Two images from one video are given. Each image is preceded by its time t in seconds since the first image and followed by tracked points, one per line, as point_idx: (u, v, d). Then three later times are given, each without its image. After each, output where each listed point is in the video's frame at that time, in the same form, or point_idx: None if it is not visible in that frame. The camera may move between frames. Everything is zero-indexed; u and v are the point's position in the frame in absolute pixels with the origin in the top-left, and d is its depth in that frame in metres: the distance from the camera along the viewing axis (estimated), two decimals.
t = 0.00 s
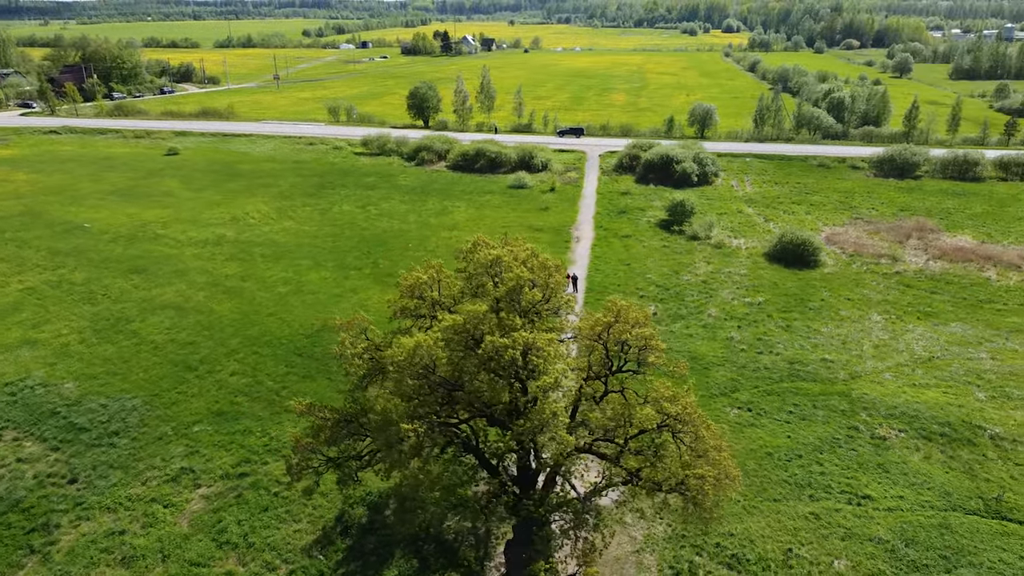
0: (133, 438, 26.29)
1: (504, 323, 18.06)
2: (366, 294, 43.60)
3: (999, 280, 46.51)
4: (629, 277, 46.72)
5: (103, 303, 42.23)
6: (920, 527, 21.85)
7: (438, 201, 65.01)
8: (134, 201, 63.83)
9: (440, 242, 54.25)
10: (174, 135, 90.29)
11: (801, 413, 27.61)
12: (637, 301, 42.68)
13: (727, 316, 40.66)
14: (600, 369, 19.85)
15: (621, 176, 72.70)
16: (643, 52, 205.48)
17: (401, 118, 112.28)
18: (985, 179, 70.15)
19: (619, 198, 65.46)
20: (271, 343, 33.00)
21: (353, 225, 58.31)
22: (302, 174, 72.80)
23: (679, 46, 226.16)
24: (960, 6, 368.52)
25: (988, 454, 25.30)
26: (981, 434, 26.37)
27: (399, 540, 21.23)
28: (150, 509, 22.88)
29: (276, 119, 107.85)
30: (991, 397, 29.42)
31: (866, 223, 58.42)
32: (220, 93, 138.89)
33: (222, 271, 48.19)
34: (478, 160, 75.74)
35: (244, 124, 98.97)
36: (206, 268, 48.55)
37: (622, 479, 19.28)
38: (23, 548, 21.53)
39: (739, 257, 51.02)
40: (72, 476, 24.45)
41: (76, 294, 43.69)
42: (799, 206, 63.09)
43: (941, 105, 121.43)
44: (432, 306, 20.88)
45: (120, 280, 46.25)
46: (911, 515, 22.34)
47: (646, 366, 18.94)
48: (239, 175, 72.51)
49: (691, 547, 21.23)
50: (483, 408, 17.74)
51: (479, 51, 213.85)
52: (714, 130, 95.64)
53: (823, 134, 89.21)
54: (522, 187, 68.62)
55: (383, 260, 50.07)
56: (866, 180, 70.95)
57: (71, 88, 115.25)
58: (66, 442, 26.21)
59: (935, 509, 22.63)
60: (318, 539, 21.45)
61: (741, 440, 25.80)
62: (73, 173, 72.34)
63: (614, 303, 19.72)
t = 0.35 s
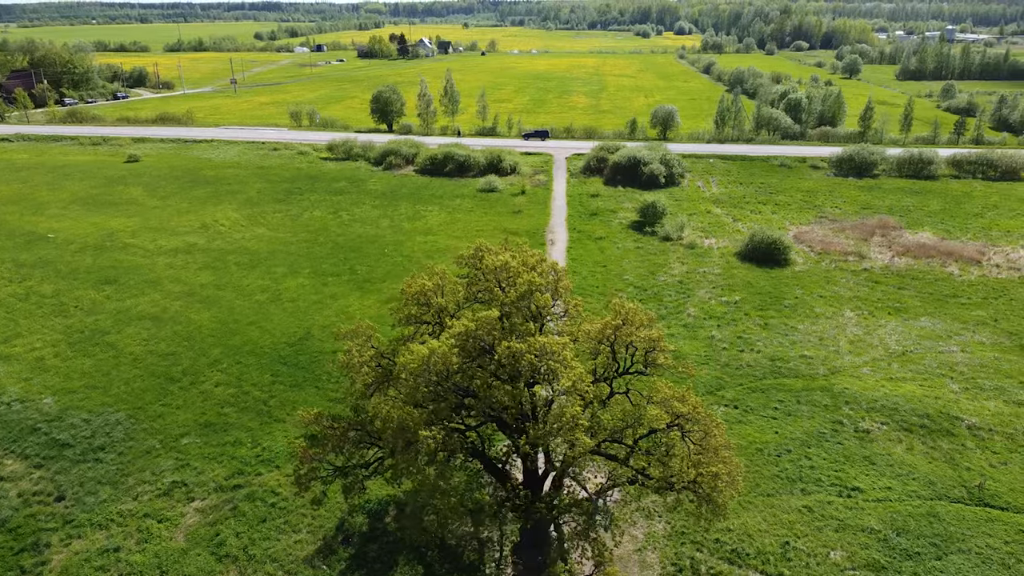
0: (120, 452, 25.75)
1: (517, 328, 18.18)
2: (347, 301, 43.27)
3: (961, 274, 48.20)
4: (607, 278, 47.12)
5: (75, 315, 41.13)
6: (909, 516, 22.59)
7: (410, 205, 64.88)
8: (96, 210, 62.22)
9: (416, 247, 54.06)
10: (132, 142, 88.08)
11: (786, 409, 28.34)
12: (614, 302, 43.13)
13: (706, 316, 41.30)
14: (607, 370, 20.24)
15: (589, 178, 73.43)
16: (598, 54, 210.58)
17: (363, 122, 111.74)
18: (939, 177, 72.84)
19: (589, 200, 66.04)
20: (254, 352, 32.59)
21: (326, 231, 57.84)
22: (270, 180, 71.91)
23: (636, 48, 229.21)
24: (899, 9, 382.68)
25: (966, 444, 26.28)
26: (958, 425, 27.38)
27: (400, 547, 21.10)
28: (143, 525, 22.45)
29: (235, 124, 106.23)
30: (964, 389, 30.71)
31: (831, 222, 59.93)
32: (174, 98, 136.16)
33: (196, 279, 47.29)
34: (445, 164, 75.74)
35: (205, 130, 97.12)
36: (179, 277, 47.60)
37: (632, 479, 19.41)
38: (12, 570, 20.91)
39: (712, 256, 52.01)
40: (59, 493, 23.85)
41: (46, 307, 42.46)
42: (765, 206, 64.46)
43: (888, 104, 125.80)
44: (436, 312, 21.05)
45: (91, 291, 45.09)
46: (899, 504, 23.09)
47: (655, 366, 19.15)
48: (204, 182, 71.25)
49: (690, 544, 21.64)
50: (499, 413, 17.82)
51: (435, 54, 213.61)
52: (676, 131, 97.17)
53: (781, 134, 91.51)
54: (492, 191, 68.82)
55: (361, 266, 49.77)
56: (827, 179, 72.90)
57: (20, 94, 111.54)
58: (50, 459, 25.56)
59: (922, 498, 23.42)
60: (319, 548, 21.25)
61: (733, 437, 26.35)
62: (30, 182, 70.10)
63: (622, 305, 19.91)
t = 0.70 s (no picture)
0: (106, 468, 25.16)
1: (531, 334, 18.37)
2: (328, 309, 42.92)
3: (923, 270, 49.93)
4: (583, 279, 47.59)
5: (46, 329, 39.96)
6: (897, 506, 23.44)
7: (381, 210, 64.61)
8: (55, 221, 60.34)
9: (390, 252, 53.82)
10: (87, 149, 85.63)
11: (771, 405, 29.08)
12: (592, 303, 43.61)
13: (685, 316, 41.94)
14: (615, 371, 20.35)
15: (556, 181, 74.02)
16: (552, 56, 212.65)
17: (324, 126, 110.70)
18: (892, 175, 75.44)
19: (557, 202, 66.58)
20: (237, 362, 32.11)
21: (297, 237, 57.18)
22: (235, 187, 70.73)
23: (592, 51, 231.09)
24: (841, 11, 394.96)
25: (944, 434, 27.35)
26: (935, 416, 28.49)
27: (404, 555, 21.04)
28: (139, 542, 21.99)
29: (193, 129, 103.98)
30: (936, 380, 32.02)
31: (795, 221, 61.45)
32: (124, 103, 132.53)
33: (168, 289, 46.38)
34: (412, 168, 75.56)
35: (162, 136, 94.83)
36: (151, 288, 46.66)
37: (642, 478, 19.68)
38: None
39: (683, 256, 52.98)
40: (46, 513, 23.22)
41: (13, 321, 41.08)
42: (730, 206, 65.80)
43: (837, 104, 129.77)
44: (444, 319, 20.94)
45: (59, 304, 43.78)
46: (886, 495, 23.96)
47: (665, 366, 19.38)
48: (167, 189, 69.71)
49: (691, 540, 22.13)
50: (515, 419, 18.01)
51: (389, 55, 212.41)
52: (636, 133, 98.65)
53: (739, 135, 93.68)
54: (461, 195, 68.91)
55: (337, 273, 49.39)
56: (786, 178, 74.79)
57: None
58: (32, 478, 24.83)
59: (907, 488, 24.33)
60: (322, 559, 21.07)
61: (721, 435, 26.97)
62: None
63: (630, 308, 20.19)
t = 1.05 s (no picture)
0: (95, 484, 24.64)
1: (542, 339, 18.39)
2: (309, 315, 42.56)
3: (889, 266, 51.43)
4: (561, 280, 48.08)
5: (18, 342, 38.83)
6: (885, 497, 24.26)
7: (353, 214, 64.24)
8: (16, 230, 58.51)
9: (366, 257, 53.53)
10: (42, 156, 83.08)
11: (755, 401, 29.80)
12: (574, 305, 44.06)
13: (666, 316, 42.46)
14: (621, 372, 20.52)
15: (525, 183, 74.40)
16: (511, 57, 213.13)
17: (287, 130, 109.43)
18: (852, 174, 77.57)
19: (529, 205, 66.97)
20: (220, 372, 31.73)
21: (269, 244, 56.52)
22: (201, 193, 69.52)
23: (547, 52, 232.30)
24: (789, 12, 404.42)
25: (923, 425, 28.39)
26: (913, 408, 29.56)
27: (408, 561, 21.06)
28: (135, 558, 21.60)
29: (152, 134, 101.67)
30: (913, 373, 33.19)
31: (763, 220, 62.76)
32: (76, 107, 128.90)
33: (142, 299, 45.44)
34: (382, 172, 75.21)
35: (122, 141, 92.57)
36: (124, 297, 45.67)
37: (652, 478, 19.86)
38: None
39: (657, 256, 53.80)
40: (35, 531, 22.66)
41: None
42: (698, 206, 66.95)
43: (793, 104, 132.83)
44: (449, 325, 20.67)
45: (28, 316, 42.56)
46: (874, 486, 24.76)
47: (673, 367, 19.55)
48: (131, 196, 68.17)
49: (690, 536, 22.56)
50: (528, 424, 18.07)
51: (345, 58, 214.75)
52: (600, 134, 99.76)
53: (701, 136, 95.30)
54: (432, 198, 68.84)
55: (314, 279, 49.00)
56: (750, 178, 76.32)
57: None
58: (17, 495, 24.19)
59: (894, 479, 25.19)
60: (325, 568, 20.97)
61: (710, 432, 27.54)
62: None
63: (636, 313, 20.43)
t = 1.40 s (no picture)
0: (82, 500, 24.10)
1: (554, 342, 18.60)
2: (288, 322, 42.15)
3: (853, 262, 52.92)
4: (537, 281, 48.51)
5: None
6: (871, 486, 25.15)
7: (322, 219, 63.70)
8: None
9: (339, 262, 53.14)
10: None
11: (739, 397, 30.54)
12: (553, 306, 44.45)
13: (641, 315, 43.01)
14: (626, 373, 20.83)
15: (492, 185, 74.59)
16: (463, 59, 213.10)
17: (246, 134, 107.68)
18: (810, 172, 79.68)
19: (498, 207, 67.22)
20: (203, 383, 31.26)
21: (239, 250, 55.69)
22: (164, 200, 68.04)
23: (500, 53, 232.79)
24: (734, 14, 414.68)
25: (901, 416, 29.47)
26: (891, 399, 30.65)
27: (412, 566, 21.10)
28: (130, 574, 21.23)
29: (106, 140, 98.88)
30: (886, 366, 34.37)
31: (728, 219, 64.03)
32: (19, 113, 124.46)
33: (114, 310, 44.38)
34: (347, 176, 74.57)
35: (75, 148, 89.85)
36: (94, 308, 44.55)
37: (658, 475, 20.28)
38: None
39: (629, 256, 54.54)
40: (23, 551, 22.08)
41: None
42: (664, 206, 68.02)
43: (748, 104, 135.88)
44: (455, 330, 20.52)
45: None
46: (861, 476, 25.65)
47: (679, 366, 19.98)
48: (91, 205, 66.32)
49: (687, 532, 23.05)
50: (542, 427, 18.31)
51: (297, 60, 212.63)
52: (562, 136, 100.67)
53: (661, 137, 96.80)
54: (400, 202, 68.61)
55: (290, 285, 48.50)
56: (712, 178, 77.83)
57: None
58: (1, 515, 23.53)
59: (878, 468, 26.11)
60: None
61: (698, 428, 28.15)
62: None
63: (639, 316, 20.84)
